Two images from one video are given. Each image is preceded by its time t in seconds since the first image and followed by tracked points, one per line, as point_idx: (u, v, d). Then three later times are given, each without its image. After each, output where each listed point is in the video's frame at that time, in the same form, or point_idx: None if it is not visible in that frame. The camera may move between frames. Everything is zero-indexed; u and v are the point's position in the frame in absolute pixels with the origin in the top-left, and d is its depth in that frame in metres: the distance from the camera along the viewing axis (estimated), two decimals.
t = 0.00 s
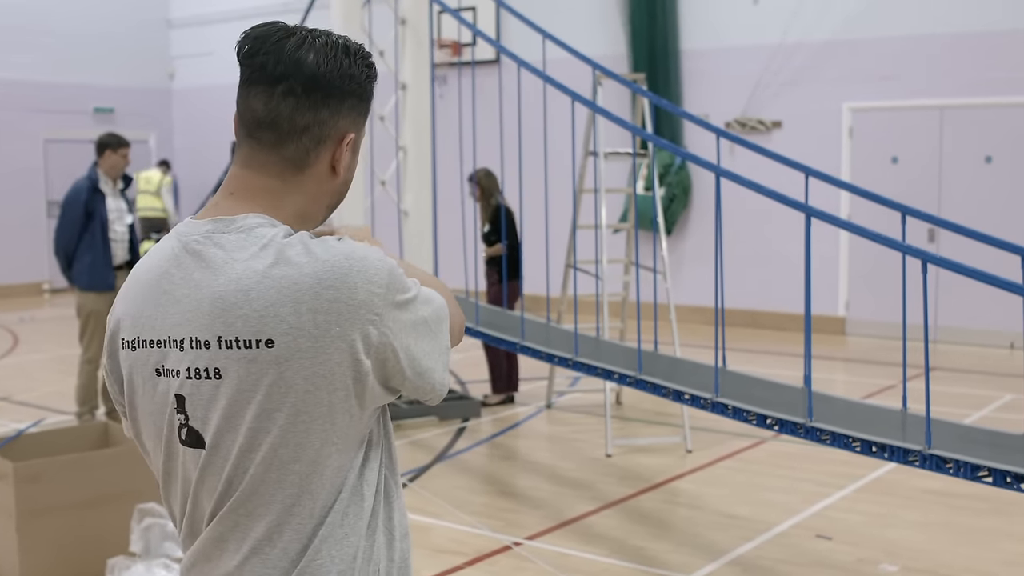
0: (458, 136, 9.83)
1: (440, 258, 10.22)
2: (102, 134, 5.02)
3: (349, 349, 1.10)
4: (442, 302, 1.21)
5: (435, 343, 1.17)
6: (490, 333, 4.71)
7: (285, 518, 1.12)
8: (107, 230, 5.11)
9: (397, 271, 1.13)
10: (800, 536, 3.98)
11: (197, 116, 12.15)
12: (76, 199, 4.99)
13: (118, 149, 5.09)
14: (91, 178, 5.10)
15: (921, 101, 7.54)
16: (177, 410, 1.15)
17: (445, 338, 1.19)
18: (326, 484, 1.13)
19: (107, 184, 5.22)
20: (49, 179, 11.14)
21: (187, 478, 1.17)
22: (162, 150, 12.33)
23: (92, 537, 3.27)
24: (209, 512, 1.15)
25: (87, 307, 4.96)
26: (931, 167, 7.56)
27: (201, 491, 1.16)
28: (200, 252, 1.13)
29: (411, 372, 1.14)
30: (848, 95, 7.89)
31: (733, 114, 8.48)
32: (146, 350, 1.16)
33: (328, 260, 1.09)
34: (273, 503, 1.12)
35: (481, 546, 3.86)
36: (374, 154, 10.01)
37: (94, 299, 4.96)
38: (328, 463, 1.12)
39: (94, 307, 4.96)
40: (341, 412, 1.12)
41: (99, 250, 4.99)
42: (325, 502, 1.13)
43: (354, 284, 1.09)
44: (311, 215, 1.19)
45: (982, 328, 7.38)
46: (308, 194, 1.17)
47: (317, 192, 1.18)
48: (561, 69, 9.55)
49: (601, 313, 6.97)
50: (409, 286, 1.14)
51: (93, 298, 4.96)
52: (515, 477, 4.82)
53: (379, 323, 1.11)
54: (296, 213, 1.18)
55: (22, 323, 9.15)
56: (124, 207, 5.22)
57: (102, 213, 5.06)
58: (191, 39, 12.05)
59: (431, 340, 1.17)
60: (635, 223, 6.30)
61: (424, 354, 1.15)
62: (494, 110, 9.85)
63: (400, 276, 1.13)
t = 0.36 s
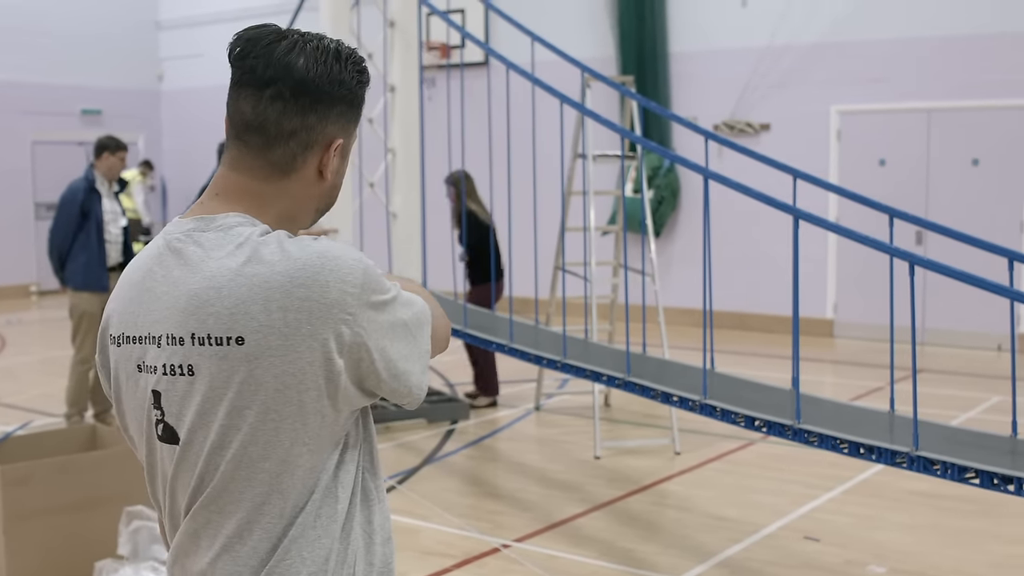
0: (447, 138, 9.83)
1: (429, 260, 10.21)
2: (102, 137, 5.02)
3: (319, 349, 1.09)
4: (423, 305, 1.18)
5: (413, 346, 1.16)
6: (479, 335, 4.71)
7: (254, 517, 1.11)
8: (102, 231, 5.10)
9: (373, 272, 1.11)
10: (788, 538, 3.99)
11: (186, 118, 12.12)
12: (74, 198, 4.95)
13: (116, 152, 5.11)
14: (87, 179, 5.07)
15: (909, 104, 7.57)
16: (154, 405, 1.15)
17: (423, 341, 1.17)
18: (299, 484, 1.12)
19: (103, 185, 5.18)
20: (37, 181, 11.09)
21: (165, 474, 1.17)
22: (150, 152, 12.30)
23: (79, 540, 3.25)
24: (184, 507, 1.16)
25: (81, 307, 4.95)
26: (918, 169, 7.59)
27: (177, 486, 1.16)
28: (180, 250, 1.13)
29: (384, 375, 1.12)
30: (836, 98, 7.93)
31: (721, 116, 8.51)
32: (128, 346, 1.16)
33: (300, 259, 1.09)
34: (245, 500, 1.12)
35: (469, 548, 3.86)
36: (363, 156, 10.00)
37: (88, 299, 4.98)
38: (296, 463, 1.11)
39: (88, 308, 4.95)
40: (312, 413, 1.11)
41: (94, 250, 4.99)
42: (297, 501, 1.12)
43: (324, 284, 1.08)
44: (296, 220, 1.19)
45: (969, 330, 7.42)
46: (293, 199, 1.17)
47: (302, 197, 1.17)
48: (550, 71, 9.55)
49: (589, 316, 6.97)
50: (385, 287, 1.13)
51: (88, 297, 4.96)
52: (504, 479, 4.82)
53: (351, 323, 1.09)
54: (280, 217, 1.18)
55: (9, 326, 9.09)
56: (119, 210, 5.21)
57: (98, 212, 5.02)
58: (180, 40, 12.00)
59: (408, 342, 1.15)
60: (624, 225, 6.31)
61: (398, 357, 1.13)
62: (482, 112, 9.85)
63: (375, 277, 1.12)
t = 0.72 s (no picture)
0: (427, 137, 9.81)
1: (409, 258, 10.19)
2: (79, 135, 4.93)
3: (233, 359, 0.99)
4: (392, 329, 1.03)
5: (361, 374, 1.01)
6: (459, 333, 4.69)
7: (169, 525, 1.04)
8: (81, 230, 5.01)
9: (300, 280, 1.00)
10: (767, 535, 4.01)
11: (164, 116, 12.04)
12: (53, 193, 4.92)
13: (95, 149, 5.05)
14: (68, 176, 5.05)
15: (886, 103, 7.63)
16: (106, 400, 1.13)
17: (381, 368, 1.02)
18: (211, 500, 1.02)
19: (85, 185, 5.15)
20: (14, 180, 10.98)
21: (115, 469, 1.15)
22: (128, 150, 12.21)
23: (58, 540, 3.21)
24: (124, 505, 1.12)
25: (56, 304, 4.91)
26: (896, 168, 7.65)
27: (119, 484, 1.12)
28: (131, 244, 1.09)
29: (314, 396, 1.00)
30: (814, 96, 7.98)
31: (700, 115, 8.54)
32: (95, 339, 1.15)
33: (215, 258, 0.99)
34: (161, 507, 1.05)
35: (449, 547, 3.85)
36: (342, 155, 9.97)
37: (66, 297, 4.93)
38: (207, 474, 1.02)
39: (62, 304, 4.91)
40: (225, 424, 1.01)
41: (72, 247, 4.92)
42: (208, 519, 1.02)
43: (236, 287, 0.98)
44: (253, 221, 1.06)
45: (946, 328, 7.48)
46: (234, 196, 1.04)
47: (251, 194, 1.04)
48: (529, 70, 9.55)
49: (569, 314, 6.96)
50: (325, 300, 1.00)
51: (63, 294, 4.91)
52: (484, 478, 4.81)
53: (268, 331, 0.98)
54: (223, 218, 1.05)
55: None
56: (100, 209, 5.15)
57: (78, 209, 4.98)
58: (158, 38, 11.92)
59: (354, 365, 1.01)
60: (603, 223, 6.30)
61: (334, 379, 1.00)
62: (461, 110, 9.84)
63: (308, 287, 1.00)
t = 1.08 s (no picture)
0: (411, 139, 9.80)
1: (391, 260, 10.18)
2: (61, 135, 4.92)
3: (89, 351, 1.02)
4: (231, 355, 0.94)
5: (184, 392, 0.95)
6: (442, 334, 4.68)
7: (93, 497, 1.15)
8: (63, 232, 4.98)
9: (138, 286, 0.99)
10: (750, 536, 4.02)
11: (145, 117, 11.97)
12: (34, 195, 4.89)
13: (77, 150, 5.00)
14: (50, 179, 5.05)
15: (868, 105, 7.68)
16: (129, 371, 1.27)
17: (197, 393, 0.94)
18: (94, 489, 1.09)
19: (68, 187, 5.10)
20: None
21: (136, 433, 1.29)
22: (110, 151, 12.12)
23: (40, 545, 3.18)
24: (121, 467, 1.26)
25: (38, 306, 4.88)
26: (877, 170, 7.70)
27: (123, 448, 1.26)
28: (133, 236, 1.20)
29: (141, 402, 0.98)
30: (797, 98, 8.02)
31: (684, 116, 8.56)
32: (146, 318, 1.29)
33: (87, 258, 1.03)
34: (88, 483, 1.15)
35: (433, 549, 3.84)
36: (325, 156, 9.94)
37: (48, 299, 4.89)
38: (84, 445, 1.08)
39: (44, 306, 4.88)
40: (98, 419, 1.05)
41: (54, 249, 4.90)
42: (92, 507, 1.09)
43: (89, 279, 1.01)
44: (193, 210, 1.14)
45: (928, 329, 7.53)
46: (175, 187, 1.14)
47: (186, 182, 1.13)
48: (512, 71, 9.55)
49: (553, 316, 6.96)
50: (164, 308, 0.98)
51: (44, 296, 4.87)
52: (467, 480, 4.80)
53: (109, 333, 1.00)
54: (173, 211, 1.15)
55: None
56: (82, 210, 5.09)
57: (60, 211, 4.95)
58: (140, 39, 11.84)
59: (178, 382, 0.96)
60: (586, 225, 6.31)
61: (150, 390, 0.96)
62: (444, 112, 9.83)
63: (156, 292, 0.98)
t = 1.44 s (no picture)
0: (410, 142, 9.80)
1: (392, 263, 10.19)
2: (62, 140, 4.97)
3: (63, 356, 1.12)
4: (135, 354, 0.99)
5: (104, 391, 1.01)
6: (443, 338, 4.68)
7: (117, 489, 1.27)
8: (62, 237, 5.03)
9: (83, 292, 1.06)
10: (752, 539, 4.02)
11: (146, 121, 11.98)
12: (32, 201, 4.92)
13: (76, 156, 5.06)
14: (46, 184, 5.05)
15: (869, 107, 7.68)
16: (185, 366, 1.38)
17: (112, 394, 1.00)
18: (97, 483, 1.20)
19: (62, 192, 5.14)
20: None
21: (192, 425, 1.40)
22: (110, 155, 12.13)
23: (40, 549, 3.17)
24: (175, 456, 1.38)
25: (41, 313, 4.86)
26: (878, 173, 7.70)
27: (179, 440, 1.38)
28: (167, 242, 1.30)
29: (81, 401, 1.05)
30: (797, 101, 8.02)
31: (684, 119, 8.56)
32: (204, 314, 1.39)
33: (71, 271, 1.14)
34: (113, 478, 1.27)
35: (433, 552, 3.84)
36: (325, 159, 9.94)
37: (47, 304, 4.85)
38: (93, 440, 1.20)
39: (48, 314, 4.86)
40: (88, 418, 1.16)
41: (54, 255, 4.92)
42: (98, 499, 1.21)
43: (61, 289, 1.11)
44: (191, 218, 1.20)
45: (929, 331, 7.53)
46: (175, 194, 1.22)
47: (181, 187, 1.20)
48: (512, 74, 9.55)
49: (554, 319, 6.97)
50: (96, 313, 1.04)
51: (47, 303, 4.86)
52: (468, 483, 4.80)
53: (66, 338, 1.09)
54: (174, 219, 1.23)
55: None
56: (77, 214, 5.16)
57: (58, 216, 5.00)
58: (140, 43, 11.88)
59: (100, 382, 1.02)
60: (587, 228, 6.30)
61: (87, 391, 1.03)
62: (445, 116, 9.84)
63: (99, 297, 1.05)
